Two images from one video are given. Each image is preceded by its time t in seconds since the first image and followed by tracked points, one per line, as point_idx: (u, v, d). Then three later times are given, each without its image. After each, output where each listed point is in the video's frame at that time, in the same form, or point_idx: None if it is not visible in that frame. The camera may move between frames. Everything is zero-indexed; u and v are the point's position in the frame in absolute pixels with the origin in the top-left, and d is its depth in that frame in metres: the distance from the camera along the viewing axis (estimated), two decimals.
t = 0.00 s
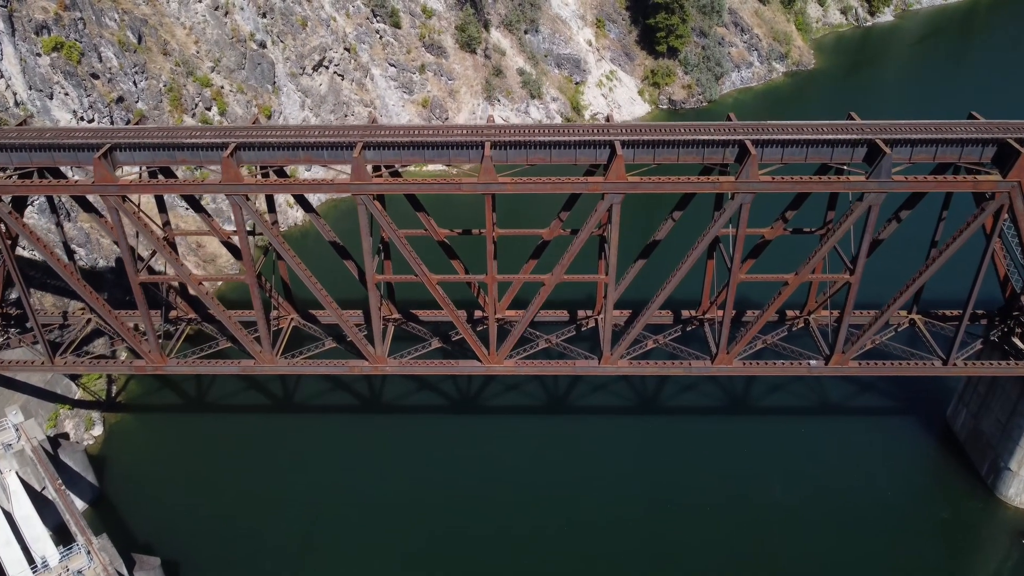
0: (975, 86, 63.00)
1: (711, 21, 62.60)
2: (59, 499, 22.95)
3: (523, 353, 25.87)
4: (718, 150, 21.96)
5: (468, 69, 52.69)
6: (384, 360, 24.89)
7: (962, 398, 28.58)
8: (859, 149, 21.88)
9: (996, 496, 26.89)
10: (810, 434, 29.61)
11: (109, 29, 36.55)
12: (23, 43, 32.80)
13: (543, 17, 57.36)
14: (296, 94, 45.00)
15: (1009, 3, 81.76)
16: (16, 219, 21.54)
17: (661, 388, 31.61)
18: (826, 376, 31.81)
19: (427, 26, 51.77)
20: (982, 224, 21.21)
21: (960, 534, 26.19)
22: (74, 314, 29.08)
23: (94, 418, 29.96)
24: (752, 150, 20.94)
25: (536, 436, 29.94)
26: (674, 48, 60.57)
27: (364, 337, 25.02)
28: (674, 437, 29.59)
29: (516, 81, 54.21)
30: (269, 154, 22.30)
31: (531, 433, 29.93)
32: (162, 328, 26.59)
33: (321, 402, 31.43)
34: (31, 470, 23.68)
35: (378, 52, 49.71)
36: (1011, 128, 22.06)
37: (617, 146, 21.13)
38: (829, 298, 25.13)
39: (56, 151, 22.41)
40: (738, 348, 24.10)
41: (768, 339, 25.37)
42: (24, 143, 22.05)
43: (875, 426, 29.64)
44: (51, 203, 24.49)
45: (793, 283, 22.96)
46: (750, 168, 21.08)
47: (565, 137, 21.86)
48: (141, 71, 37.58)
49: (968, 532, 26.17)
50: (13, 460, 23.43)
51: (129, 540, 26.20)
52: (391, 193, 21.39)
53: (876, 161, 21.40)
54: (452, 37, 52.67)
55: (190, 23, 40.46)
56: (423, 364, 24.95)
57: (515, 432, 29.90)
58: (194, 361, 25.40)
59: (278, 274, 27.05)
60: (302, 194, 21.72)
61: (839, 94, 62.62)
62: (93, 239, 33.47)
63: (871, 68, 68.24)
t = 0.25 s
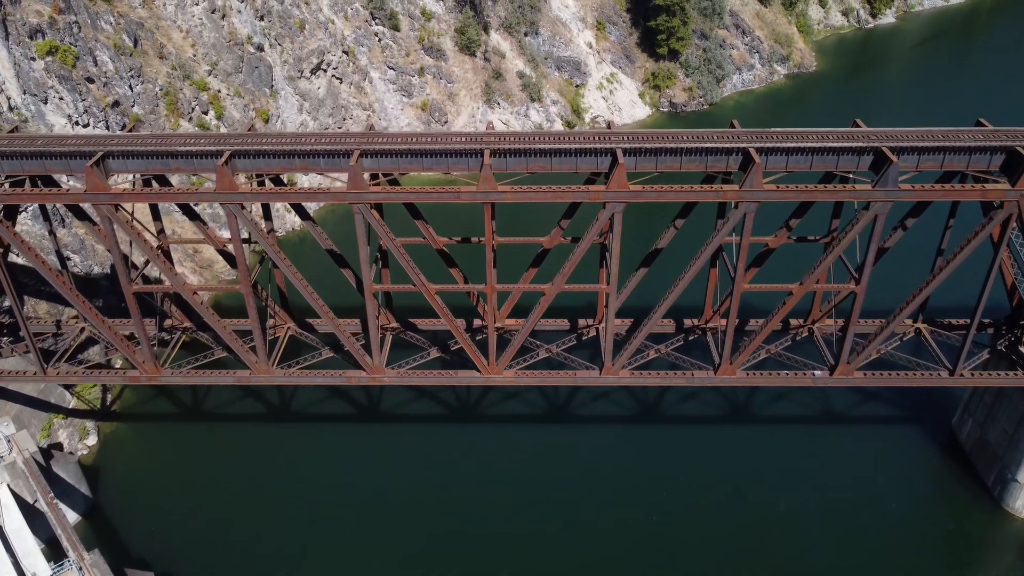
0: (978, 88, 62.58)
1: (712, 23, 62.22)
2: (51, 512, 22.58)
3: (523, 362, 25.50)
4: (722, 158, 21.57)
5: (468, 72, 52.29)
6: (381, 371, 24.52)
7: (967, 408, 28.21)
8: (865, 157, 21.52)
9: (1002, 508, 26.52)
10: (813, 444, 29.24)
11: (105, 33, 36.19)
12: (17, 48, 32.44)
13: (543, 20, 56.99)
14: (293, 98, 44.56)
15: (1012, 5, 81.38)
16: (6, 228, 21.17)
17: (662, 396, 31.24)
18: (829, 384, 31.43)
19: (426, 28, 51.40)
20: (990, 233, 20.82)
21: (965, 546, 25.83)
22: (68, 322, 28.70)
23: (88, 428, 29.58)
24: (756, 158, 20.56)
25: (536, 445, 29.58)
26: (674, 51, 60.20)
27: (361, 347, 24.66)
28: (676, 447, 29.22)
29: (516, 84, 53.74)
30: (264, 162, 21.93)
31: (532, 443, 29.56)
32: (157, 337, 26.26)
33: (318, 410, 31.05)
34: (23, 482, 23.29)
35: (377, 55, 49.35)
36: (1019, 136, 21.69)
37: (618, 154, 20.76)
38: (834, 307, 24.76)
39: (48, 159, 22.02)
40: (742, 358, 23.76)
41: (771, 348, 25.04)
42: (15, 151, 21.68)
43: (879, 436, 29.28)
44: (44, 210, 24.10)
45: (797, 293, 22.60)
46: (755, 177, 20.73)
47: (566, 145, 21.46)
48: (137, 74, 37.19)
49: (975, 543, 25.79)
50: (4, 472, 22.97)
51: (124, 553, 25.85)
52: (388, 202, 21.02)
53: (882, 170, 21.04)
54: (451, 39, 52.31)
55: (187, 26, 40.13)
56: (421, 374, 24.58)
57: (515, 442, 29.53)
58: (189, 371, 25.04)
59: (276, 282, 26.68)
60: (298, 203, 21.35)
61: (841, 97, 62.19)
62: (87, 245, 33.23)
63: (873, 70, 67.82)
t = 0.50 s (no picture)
0: (981, 90, 62.13)
1: (714, 25, 61.81)
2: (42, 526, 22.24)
3: (523, 373, 25.11)
4: (726, 166, 21.17)
5: (467, 75, 51.89)
6: (379, 382, 24.14)
7: (974, 417, 27.82)
8: (871, 166, 21.13)
9: (1009, 520, 26.15)
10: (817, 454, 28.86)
11: (100, 36, 35.79)
12: (11, 52, 32.04)
13: (544, 22, 56.59)
14: (292, 101, 44.13)
15: (1014, 6, 80.96)
16: None
17: (664, 405, 30.84)
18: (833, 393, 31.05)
19: (425, 31, 51.03)
20: (1000, 242, 20.38)
21: (973, 559, 25.44)
22: (62, 330, 28.29)
23: (83, 437, 29.20)
24: (761, 167, 20.16)
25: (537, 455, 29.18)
26: (676, 53, 59.81)
27: (359, 357, 24.27)
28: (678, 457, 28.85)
29: (516, 87, 53.28)
30: (260, 170, 21.53)
31: (532, 453, 29.18)
32: (151, 347, 25.86)
33: (316, 420, 30.66)
34: (14, 495, 22.95)
35: (376, 58, 48.92)
36: None
37: (620, 163, 20.35)
38: (838, 317, 24.39)
39: (39, 168, 21.60)
40: (745, 370, 23.38)
41: (776, 359, 24.65)
42: (5, 159, 21.26)
43: (884, 446, 28.91)
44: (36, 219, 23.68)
45: (802, 304, 22.22)
46: (759, 186, 20.31)
47: (567, 153, 21.06)
48: (133, 78, 36.79)
49: (982, 556, 25.38)
50: None
51: (118, 566, 25.47)
52: (386, 211, 20.62)
53: (889, 179, 20.64)
54: (451, 42, 51.93)
55: (184, 30, 39.75)
56: (419, 386, 24.19)
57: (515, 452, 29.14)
58: (184, 382, 24.66)
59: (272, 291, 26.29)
60: (294, 212, 20.95)
61: (843, 100, 61.77)
62: (82, 251, 32.88)
63: (875, 72, 67.38)
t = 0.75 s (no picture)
0: (985, 92, 61.70)
1: (715, 27, 61.41)
2: (33, 541, 21.85)
3: (523, 384, 24.72)
4: (730, 175, 20.77)
5: (467, 78, 51.50)
6: (376, 393, 23.74)
7: (980, 427, 27.43)
8: (878, 174, 20.73)
9: (1016, 532, 25.76)
10: (821, 464, 28.47)
11: (95, 40, 35.41)
12: (5, 56, 31.65)
13: (544, 24, 56.19)
14: (289, 105, 43.71)
15: (1017, 8, 80.51)
16: None
17: (666, 414, 30.45)
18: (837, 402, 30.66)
19: (424, 33, 50.65)
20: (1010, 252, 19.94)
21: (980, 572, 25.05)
22: (54, 339, 27.89)
23: (76, 447, 28.78)
24: (766, 176, 19.76)
25: (537, 465, 28.78)
26: (676, 56, 59.42)
27: (356, 368, 23.87)
28: (680, 467, 28.45)
29: (516, 90, 52.85)
30: (255, 179, 21.13)
31: (532, 463, 28.78)
32: (145, 357, 25.47)
33: (313, 429, 30.24)
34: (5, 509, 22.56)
35: (375, 61, 48.49)
36: None
37: (622, 172, 19.94)
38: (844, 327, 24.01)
39: (30, 176, 21.19)
40: (750, 381, 22.95)
41: (780, 369, 24.24)
42: None
43: (889, 456, 28.53)
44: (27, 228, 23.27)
45: (807, 314, 21.83)
46: (763, 195, 19.93)
47: (568, 161, 20.66)
48: (129, 82, 36.39)
49: (989, 569, 24.98)
50: None
51: None
52: (383, 221, 20.21)
53: (896, 188, 20.24)
54: (450, 45, 51.57)
55: (180, 33, 39.38)
56: (417, 397, 23.80)
57: (515, 462, 28.74)
58: (178, 393, 24.26)
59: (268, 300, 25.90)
60: (289, 222, 20.54)
61: (844, 102, 61.38)
62: (75, 258, 32.47)
63: (876, 74, 66.98)
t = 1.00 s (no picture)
0: (988, 95, 61.26)
1: (716, 30, 61.00)
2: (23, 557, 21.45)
3: (523, 395, 24.31)
4: (734, 184, 20.36)
5: (467, 81, 51.12)
6: (374, 405, 23.34)
7: (987, 438, 27.02)
8: (885, 184, 20.32)
9: None
10: (826, 475, 28.08)
11: (90, 44, 35.02)
12: None
13: (544, 27, 55.81)
14: (287, 109, 43.29)
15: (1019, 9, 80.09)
16: None
17: (668, 424, 30.05)
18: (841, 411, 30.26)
19: (424, 36, 50.29)
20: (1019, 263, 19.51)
21: None
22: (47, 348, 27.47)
23: (70, 458, 28.37)
24: (771, 186, 19.37)
25: (538, 476, 28.39)
26: (677, 58, 59.03)
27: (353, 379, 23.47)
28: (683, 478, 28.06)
29: (516, 93, 52.45)
30: (250, 188, 20.73)
31: (532, 474, 28.39)
32: (139, 368, 25.06)
33: (311, 439, 29.85)
34: None
35: (373, 64, 48.04)
36: None
37: (625, 181, 19.53)
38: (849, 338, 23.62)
39: (20, 185, 20.79)
40: (753, 394, 22.55)
41: (783, 380, 23.83)
42: None
43: (894, 467, 28.14)
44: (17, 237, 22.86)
45: (812, 326, 21.44)
46: (768, 205, 19.55)
47: (569, 170, 20.27)
48: (124, 87, 35.99)
49: None
50: None
51: None
52: (380, 232, 19.80)
53: (904, 198, 19.83)
54: (449, 48, 51.22)
55: (177, 36, 39.00)
56: (415, 409, 23.40)
57: (516, 473, 28.35)
58: (172, 405, 23.86)
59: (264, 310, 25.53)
60: (285, 232, 20.13)
61: (846, 105, 61.03)
62: (69, 265, 32.09)
63: (878, 76, 66.56)
